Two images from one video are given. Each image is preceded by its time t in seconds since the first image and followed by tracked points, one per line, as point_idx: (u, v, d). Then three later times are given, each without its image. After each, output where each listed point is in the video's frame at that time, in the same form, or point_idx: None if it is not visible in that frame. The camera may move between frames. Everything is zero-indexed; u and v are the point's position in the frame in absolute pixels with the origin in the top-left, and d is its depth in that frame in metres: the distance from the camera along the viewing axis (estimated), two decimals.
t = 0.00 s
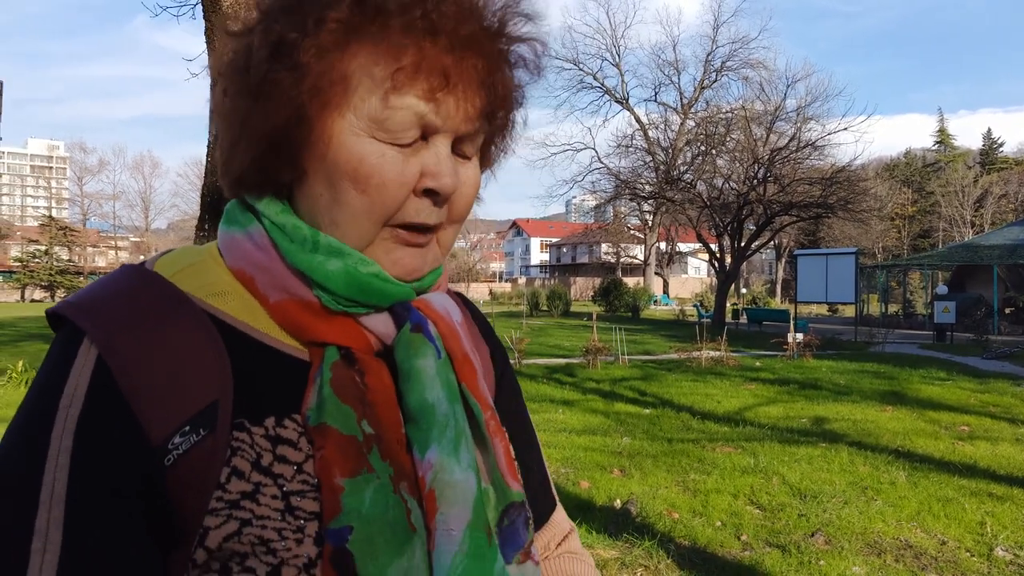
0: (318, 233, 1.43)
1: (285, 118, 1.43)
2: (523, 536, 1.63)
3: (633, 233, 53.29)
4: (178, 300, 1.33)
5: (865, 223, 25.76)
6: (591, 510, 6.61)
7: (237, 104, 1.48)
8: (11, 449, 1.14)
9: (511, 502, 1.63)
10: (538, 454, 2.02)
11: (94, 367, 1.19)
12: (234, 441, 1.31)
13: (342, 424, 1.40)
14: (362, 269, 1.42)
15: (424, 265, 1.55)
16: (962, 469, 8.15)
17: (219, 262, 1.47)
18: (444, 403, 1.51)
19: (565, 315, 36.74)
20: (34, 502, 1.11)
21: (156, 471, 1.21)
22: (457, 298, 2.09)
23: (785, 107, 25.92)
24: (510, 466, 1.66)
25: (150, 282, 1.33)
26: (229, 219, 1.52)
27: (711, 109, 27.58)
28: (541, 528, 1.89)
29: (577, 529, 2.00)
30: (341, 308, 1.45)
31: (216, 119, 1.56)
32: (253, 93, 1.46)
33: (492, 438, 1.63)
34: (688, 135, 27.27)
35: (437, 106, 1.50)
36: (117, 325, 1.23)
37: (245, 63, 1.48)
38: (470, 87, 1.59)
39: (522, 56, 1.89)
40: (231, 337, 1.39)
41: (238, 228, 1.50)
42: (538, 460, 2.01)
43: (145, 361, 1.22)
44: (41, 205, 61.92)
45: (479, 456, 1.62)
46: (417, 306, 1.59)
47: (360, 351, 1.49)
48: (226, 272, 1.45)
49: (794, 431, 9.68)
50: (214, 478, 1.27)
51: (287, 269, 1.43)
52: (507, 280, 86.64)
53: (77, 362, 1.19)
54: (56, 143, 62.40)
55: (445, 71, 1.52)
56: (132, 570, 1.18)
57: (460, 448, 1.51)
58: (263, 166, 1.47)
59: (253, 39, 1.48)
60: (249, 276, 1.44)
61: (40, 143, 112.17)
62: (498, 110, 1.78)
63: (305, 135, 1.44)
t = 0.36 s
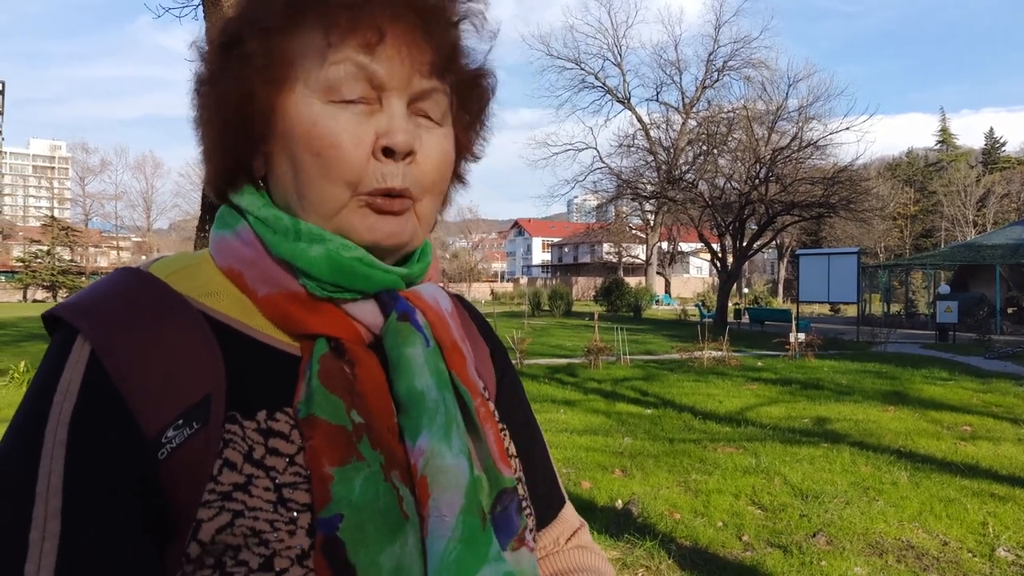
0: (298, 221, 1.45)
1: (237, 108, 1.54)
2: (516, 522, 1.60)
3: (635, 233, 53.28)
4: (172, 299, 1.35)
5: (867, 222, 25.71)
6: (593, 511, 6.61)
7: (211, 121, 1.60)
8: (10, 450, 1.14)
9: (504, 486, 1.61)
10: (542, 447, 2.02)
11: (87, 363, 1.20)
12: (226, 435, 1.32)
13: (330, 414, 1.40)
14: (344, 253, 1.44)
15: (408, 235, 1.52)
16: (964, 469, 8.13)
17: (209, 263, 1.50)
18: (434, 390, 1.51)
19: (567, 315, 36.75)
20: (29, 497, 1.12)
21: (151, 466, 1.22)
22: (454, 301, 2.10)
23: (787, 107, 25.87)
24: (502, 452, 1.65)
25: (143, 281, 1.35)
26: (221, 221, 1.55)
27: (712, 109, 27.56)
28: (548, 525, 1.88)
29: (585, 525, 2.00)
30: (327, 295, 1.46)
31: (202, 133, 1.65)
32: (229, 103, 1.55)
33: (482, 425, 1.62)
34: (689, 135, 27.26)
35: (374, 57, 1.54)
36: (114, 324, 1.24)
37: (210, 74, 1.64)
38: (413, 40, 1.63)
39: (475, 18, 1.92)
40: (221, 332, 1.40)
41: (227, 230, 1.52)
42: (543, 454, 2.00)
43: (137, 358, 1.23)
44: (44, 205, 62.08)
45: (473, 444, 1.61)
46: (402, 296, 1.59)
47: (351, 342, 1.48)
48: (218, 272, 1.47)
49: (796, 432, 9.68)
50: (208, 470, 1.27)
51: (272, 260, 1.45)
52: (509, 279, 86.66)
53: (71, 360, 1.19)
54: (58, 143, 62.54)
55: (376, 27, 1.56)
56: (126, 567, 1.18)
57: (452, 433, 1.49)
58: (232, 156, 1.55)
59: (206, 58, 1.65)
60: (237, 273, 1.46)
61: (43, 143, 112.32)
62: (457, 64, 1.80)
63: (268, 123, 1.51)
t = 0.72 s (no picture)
0: (299, 229, 1.31)
1: (252, 112, 1.39)
2: (505, 557, 1.50)
3: (637, 232, 53.12)
4: (165, 291, 1.30)
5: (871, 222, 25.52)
6: (594, 511, 6.46)
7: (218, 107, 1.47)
8: None
9: (496, 518, 1.48)
10: (549, 459, 1.87)
11: (75, 358, 1.16)
12: (209, 447, 1.27)
13: (317, 431, 1.32)
14: (342, 269, 1.30)
15: (410, 262, 1.39)
16: (968, 470, 7.96)
17: (208, 253, 1.42)
18: (427, 412, 1.37)
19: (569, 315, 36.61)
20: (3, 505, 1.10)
21: (132, 473, 1.19)
22: (469, 292, 1.95)
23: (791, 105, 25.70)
24: (499, 480, 1.50)
25: (137, 273, 1.30)
26: (224, 214, 1.45)
27: (716, 108, 27.38)
28: (545, 545, 1.76)
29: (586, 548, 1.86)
30: (321, 309, 1.33)
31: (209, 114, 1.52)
32: (244, 102, 1.40)
33: (479, 449, 1.47)
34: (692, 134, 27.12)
35: (407, 84, 1.37)
36: (108, 315, 1.21)
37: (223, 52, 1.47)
38: (447, 66, 1.45)
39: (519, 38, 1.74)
40: (211, 335, 1.33)
41: (229, 223, 1.42)
42: (549, 466, 1.86)
43: (122, 357, 1.19)
44: (45, 203, 62.08)
45: (466, 469, 1.47)
46: (407, 305, 1.42)
47: (345, 354, 1.36)
48: (216, 267, 1.39)
49: (800, 432, 9.53)
50: (192, 481, 1.24)
51: (269, 267, 1.34)
52: (511, 278, 86.44)
53: (59, 354, 1.17)
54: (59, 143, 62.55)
55: (406, 48, 1.39)
56: None
57: (441, 463, 1.36)
58: (240, 154, 1.41)
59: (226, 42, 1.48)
60: (236, 273, 1.36)
61: (45, 143, 112.48)
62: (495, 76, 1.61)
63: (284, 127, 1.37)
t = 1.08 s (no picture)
0: (308, 224, 1.45)
1: (271, 110, 1.47)
2: (513, 544, 1.61)
3: (639, 233, 53.24)
4: (170, 296, 1.37)
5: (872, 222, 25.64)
6: (595, 509, 6.60)
7: (231, 104, 1.54)
8: None
9: (501, 508, 1.61)
10: (545, 455, 2.01)
11: (75, 357, 1.23)
12: (214, 438, 1.33)
13: (323, 421, 1.40)
14: (352, 262, 1.43)
15: (424, 256, 1.54)
16: (968, 469, 8.10)
17: (212, 252, 1.52)
18: (433, 404, 1.50)
19: (570, 315, 36.74)
20: (5, 504, 1.15)
21: (134, 466, 1.24)
22: (462, 295, 2.09)
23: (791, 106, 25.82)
24: (502, 470, 1.64)
25: (140, 272, 1.38)
26: (225, 211, 1.57)
27: (716, 108, 27.47)
28: (546, 536, 1.90)
29: (584, 539, 2.00)
30: (329, 303, 1.46)
31: (217, 116, 1.61)
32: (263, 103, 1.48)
33: (484, 441, 1.61)
34: (693, 134, 27.23)
35: (430, 86, 1.49)
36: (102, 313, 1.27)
37: (238, 50, 1.55)
38: (468, 66, 1.59)
39: (521, 39, 1.87)
40: (218, 333, 1.42)
41: (232, 220, 1.54)
42: (542, 457, 2.00)
43: (124, 350, 1.25)
44: (49, 204, 62.32)
45: (472, 458, 1.60)
46: (410, 301, 1.57)
47: (350, 348, 1.49)
48: (220, 265, 1.49)
49: (801, 431, 9.66)
50: (195, 472, 1.30)
51: (280, 264, 1.46)
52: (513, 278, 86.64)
53: (59, 353, 1.23)
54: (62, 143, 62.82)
55: (437, 50, 1.51)
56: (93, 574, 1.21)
57: (448, 452, 1.48)
58: (254, 153, 1.50)
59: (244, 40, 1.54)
60: (241, 269, 1.47)
61: (48, 143, 112.96)
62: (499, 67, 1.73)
63: (299, 128, 1.46)
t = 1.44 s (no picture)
0: (315, 219, 1.45)
1: (259, 95, 1.53)
2: (526, 546, 1.61)
3: (640, 233, 53.24)
4: (182, 292, 1.37)
5: (874, 223, 25.61)
6: (598, 510, 6.61)
7: (233, 105, 1.59)
8: (2, 441, 1.18)
9: (513, 508, 1.62)
10: (552, 455, 2.03)
11: (90, 357, 1.22)
12: (230, 438, 1.33)
13: (338, 422, 1.40)
14: (361, 256, 1.43)
15: (426, 239, 1.52)
16: (971, 470, 8.10)
17: (221, 251, 1.52)
18: (446, 402, 1.50)
19: (572, 315, 36.75)
20: (26, 506, 1.15)
21: (152, 464, 1.25)
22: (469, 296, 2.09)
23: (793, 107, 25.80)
24: (514, 469, 1.65)
25: (152, 272, 1.38)
26: (235, 211, 1.56)
27: (718, 109, 27.46)
28: (557, 540, 1.90)
29: (593, 542, 2.00)
30: (339, 298, 1.46)
31: (221, 114, 1.65)
32: (253, 88, 1.54)
33: (496, 440, 1.62)
34: (695, 135, 27.26)
35: (409, 55, 1.51)
36: (113, 308, 1.27)
37: (236, 47, 1.60)
38: (449, 38, 1.61)
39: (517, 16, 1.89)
40: (233, 330, 1.42)
41: (241, 219, 1.53)
42: (551, 454, 2.02)
43: (139, 345, 1.25)
44: (51, 204, 62.40)
45: (483, 458, 1.62)
46: (419, 300, 1.58)
47: (360, 346, 1.49)
48: (230, 263, 1.49)
49: (803, 432, 9.67)
50: (214, 471, 1.30)
51: (289, 260, 1.45)
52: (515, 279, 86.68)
53: (73, 353, 1.22)
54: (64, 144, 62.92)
55: (413, 23, 1.53)
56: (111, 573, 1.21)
57: (462, 451, 1.48)
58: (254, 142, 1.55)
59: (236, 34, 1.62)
60: (251, 268, 1.47)
61: (52, 143, 113.47)
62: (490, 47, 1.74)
63: (291, 115, 1.51)
